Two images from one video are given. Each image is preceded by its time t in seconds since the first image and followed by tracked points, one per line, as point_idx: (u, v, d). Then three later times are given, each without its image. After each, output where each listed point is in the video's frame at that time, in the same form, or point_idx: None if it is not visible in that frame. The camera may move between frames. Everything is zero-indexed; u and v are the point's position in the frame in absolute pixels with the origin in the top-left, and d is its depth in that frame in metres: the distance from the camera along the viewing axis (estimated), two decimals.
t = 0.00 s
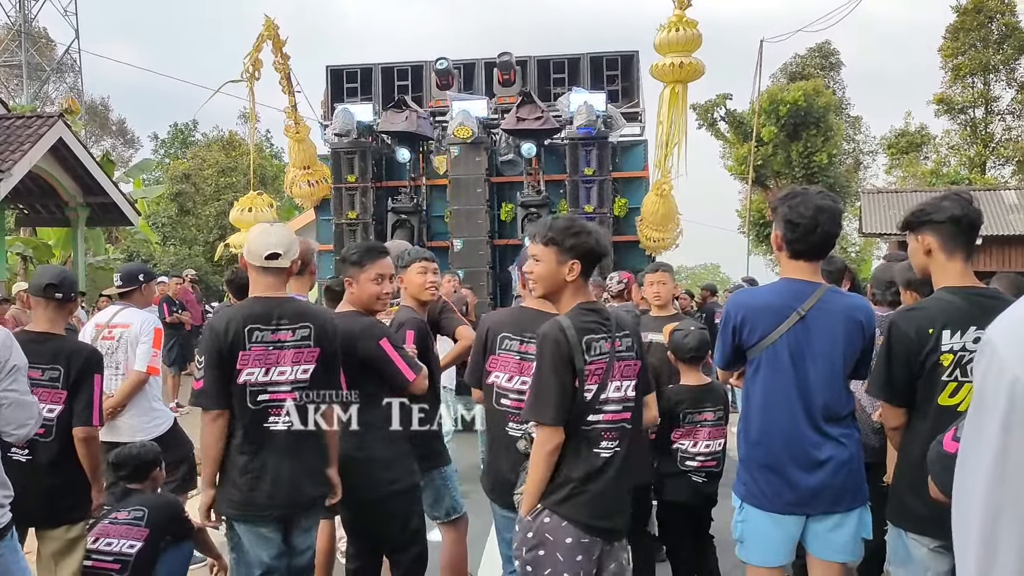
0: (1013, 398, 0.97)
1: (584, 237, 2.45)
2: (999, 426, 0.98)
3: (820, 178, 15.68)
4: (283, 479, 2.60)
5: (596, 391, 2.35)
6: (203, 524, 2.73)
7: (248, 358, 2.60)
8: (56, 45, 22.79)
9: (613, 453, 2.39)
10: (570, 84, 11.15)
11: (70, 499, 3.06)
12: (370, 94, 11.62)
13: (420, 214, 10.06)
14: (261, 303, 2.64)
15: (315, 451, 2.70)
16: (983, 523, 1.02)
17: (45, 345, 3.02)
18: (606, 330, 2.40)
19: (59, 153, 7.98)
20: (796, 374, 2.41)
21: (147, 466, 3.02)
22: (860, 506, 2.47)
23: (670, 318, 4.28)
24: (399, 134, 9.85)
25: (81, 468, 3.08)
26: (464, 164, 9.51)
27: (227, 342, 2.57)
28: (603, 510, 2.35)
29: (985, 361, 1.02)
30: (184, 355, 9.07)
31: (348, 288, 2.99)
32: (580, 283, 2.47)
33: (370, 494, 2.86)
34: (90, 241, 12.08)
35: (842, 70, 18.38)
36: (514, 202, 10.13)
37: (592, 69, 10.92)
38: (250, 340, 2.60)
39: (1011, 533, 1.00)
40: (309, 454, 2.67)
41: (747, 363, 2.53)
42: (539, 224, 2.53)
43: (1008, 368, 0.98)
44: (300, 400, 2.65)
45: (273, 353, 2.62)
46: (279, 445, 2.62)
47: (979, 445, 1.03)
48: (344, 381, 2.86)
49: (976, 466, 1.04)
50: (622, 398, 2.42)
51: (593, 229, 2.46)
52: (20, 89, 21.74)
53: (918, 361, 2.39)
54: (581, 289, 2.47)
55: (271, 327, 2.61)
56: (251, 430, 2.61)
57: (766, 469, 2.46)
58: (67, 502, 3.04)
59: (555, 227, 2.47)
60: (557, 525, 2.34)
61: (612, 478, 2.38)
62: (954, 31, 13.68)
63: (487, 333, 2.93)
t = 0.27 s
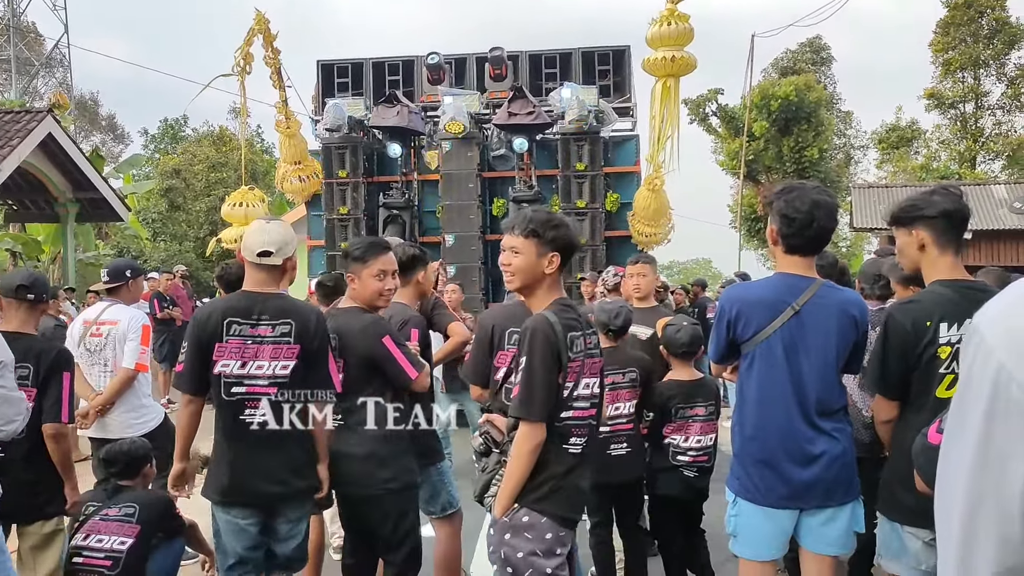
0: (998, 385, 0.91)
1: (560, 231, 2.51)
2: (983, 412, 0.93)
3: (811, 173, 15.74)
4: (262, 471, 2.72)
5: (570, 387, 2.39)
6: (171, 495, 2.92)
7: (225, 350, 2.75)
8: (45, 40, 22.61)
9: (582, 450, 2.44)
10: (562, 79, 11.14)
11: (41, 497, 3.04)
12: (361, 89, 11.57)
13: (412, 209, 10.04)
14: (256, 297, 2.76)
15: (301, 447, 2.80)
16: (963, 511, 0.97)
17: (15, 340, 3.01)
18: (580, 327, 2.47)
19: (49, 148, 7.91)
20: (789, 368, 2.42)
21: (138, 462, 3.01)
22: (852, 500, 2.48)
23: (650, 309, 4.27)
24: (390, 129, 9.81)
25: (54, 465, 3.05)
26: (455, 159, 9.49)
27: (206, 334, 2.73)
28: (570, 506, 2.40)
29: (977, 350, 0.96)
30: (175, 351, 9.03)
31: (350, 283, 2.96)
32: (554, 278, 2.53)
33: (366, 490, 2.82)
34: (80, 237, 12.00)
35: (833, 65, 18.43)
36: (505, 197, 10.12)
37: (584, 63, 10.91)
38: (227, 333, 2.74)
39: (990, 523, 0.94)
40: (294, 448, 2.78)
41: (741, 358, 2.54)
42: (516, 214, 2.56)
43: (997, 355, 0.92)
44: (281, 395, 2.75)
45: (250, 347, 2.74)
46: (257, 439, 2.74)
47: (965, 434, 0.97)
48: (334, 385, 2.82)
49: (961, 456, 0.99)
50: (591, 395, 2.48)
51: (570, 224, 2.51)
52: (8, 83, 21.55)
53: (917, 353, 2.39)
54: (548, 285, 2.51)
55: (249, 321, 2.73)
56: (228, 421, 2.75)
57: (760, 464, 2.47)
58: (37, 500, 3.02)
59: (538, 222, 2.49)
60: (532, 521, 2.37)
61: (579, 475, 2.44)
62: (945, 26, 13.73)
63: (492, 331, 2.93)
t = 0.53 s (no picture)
0: (976, 379, 1.16)
1: (536, 229, 2.63)
2: (961, 411, 1.18)
3: (803, 168, 15.78)
4: (242, 465, 2.82)
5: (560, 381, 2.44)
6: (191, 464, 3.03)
7: (208, 346, 2.84)
8: (35, 37, 22.42)
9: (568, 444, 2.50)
10: (554, 75, 11.11)
11: (17, 489, 3.17)
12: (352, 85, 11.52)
13: (404, 206, 10.00)
14: (253, 292, 2.87)
15: (282, 442, 2.85)
16: (944, 498, 1.20)
17: None
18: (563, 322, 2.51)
19: (39, 145, 7.85)
20: (786, 364, 2.42)
21: (129, 461, 2.98)
22: (848, 496, 2.49)
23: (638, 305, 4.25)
24: (382, 126, 9.77)
25: (28, 458, 3.23)
26: (448, 155, 9.46)
27: (192, 332, 2.84)
28: (560, 502, 2.44)
29: (957, 342, 1.21)
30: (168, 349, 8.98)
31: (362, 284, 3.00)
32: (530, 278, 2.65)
33: (376, 492, 2.82)
34: (70, 234, 11.92)
35: (825, 60, 18.47)
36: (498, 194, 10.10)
37: (576, 59, 10.88)
38: (210, 330, 2.83)
39: (967, 511, 1.18)
40: (280, 444, 2.85)
41: (739, 354, 2.54)
42: (495, 212, 2.63)
43: (976, 348, 1.17)
44: (261, 390, 2.82)
45: (232, 343, 2.82)
46: (241, 435, 2.83)
47: (947, 425, 1.21)
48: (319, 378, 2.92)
49: (942, 444, 1.22)
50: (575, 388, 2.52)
51: (548, 221, 2.66)
52: None
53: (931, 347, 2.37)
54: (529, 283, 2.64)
55: (231, 318, 2.81)
56: (214, 415, 2.86)
57: (756, 459, 2.47)
58: (14, 492, 3.14)
59: (519, 223, 2.59)
60: (526, 517, 2.40)
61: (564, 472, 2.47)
62: (936, 21, 13.76)
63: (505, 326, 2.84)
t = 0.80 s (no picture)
0: (963, 377, 1.17)
1: (517, 228, 2.62)
2: (948, 408, 1.19)
3: (796, 165, 15.82)
4: (228, 459, 2.86)
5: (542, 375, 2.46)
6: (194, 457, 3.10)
7: (189, 344, 2.88)
8: (25, 35, 22.26)
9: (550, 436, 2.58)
10: (547, 72, 11.10)
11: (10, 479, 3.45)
12: (345, 83, 11.48)
13: (397, 204, 9.98)
14: (231, 292, 2.88)
15: (263, 438, 2.86)
16: (932, 495, 1.21)
17: None
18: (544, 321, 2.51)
19: (30, 144, 7.80)
20: (787, 361, 2.43)
21: (122, 461, 2.97)
22: (848, 494, 2.50)
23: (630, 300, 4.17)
24: (375, 124, 9.75)
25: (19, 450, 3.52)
26: (441, 153, 9.44)
27: (175, 330, 2.89)
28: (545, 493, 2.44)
29: (946, 339, 1.21)
30: (161, 348, 8.95)
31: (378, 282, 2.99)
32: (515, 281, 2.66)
33: (379, 494, 2.81)
34: (62, 234, 11.86)
35: (817, 57, 18.51)
36: (491, 191, 10.09)
37: (569, 56, 10.87)
38: (190, 329, 2.86)
39: (955, 507, 1.19)
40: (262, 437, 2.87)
41: (740, 351, 2.55)
42: (483, 210, 2.63)
43: (963, 347, 1.18)
44: (236, 389, 2.84)
45: (209, 342, 2.84)
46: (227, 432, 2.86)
47: (936, 422, 1.22)
48: (296, 378, 2.88)
49: (931, 441, 1.23)
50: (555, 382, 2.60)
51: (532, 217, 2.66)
52: None
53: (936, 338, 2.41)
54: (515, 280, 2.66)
55: (207, 317, 2.82)
56: (196, 412, 2.91)
57: (757, 457, 2.48)
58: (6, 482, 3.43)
59: (510, 219, 2.61)
60: (513, 506, 2.39)
61: (547, 465, 2.48)
62: (927, 18, 13.79)
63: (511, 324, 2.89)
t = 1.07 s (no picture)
0: (952, 378, 1.18)
1: (505, 231, 2.60)
2: (939, 408, 1.19)
3: (789, 163, 15.85)
4: (212, 456, 2.84)
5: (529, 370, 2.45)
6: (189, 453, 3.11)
7: (173, 343, 2.87)
8: (17, 35, 22.15)
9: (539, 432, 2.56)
10: (541, 71, 11.09)
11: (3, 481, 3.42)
12: (339, 82, 11.44)
13: (391, 202, 9.95)
14: (213, 292, 2.85)
15: (249, 438, 2.84)
16: (924, 494, 1.21)
17: None
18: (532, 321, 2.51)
19: (22, 144, 7.76)
20: (794, 360, 2.43)
21: (115, 462, 2.96)
22: (851, 494, 2.51)
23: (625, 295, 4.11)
24: (369, 122, 9.73)
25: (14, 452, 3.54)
26: (435, 151, 9.42)
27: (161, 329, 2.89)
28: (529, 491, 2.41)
29: (935, 340, 1.22)
30: (155, 348, 8.92)
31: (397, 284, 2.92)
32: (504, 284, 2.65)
33: (379, 494, 2.81)
34: (55, 233, 11.79)
35: (810, 54, 18.54)
36: (485, 190, 10.08)
37: (563, 55, 10.87)
38: (174, 327, 2.86)
39: (947, 506, 1.19)
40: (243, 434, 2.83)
41: (746, 351, 2.55)
42: (474, 213, 2.63)
43: (953, 348, 1.18)
44: (212, 391, 2.81)
45: (190, 342, 2.82)
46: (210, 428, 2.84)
47: (927, 422, 1.22)
48: (275, 379, 2.83)
49: (921, 441, 1.23)
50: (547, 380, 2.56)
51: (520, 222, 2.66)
52: None
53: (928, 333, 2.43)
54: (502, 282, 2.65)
55: (188, 317, 2.81)
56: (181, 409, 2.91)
57: (763, 457, 2.48)
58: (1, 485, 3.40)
59: (500, 221, 2.61)
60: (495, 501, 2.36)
61: (535, 462, 2.46)
62: (920, 15, 13.82)
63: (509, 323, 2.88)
